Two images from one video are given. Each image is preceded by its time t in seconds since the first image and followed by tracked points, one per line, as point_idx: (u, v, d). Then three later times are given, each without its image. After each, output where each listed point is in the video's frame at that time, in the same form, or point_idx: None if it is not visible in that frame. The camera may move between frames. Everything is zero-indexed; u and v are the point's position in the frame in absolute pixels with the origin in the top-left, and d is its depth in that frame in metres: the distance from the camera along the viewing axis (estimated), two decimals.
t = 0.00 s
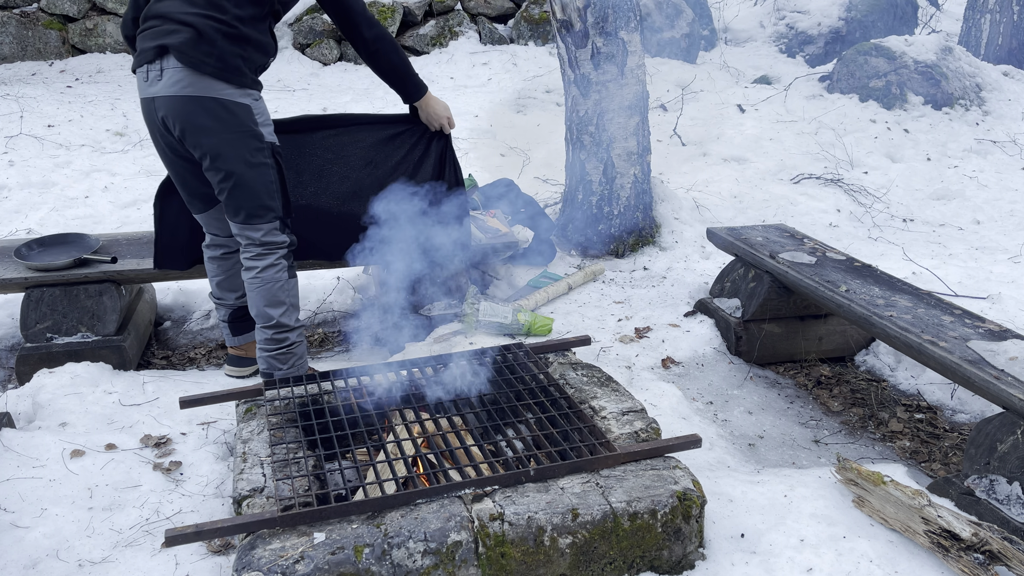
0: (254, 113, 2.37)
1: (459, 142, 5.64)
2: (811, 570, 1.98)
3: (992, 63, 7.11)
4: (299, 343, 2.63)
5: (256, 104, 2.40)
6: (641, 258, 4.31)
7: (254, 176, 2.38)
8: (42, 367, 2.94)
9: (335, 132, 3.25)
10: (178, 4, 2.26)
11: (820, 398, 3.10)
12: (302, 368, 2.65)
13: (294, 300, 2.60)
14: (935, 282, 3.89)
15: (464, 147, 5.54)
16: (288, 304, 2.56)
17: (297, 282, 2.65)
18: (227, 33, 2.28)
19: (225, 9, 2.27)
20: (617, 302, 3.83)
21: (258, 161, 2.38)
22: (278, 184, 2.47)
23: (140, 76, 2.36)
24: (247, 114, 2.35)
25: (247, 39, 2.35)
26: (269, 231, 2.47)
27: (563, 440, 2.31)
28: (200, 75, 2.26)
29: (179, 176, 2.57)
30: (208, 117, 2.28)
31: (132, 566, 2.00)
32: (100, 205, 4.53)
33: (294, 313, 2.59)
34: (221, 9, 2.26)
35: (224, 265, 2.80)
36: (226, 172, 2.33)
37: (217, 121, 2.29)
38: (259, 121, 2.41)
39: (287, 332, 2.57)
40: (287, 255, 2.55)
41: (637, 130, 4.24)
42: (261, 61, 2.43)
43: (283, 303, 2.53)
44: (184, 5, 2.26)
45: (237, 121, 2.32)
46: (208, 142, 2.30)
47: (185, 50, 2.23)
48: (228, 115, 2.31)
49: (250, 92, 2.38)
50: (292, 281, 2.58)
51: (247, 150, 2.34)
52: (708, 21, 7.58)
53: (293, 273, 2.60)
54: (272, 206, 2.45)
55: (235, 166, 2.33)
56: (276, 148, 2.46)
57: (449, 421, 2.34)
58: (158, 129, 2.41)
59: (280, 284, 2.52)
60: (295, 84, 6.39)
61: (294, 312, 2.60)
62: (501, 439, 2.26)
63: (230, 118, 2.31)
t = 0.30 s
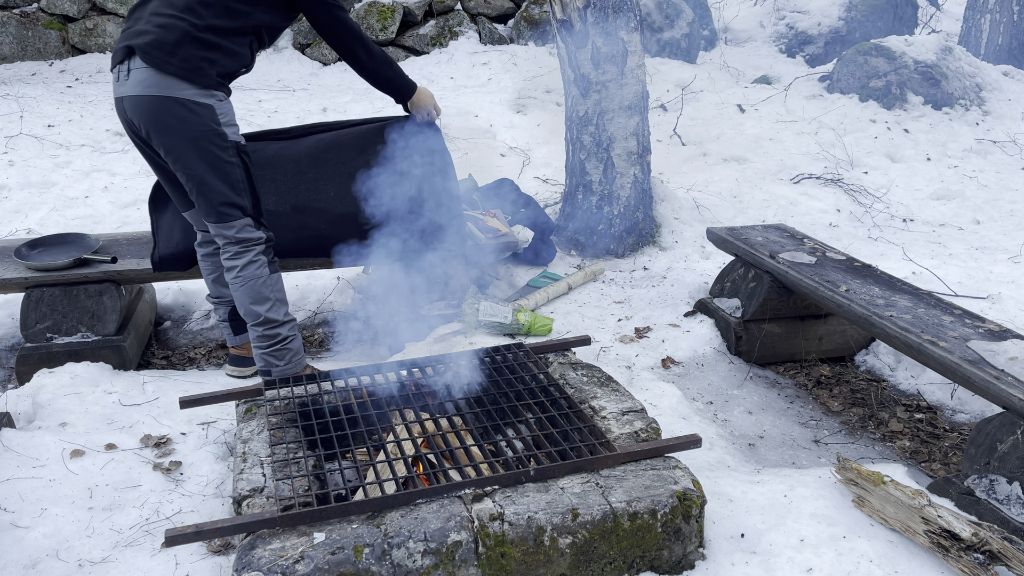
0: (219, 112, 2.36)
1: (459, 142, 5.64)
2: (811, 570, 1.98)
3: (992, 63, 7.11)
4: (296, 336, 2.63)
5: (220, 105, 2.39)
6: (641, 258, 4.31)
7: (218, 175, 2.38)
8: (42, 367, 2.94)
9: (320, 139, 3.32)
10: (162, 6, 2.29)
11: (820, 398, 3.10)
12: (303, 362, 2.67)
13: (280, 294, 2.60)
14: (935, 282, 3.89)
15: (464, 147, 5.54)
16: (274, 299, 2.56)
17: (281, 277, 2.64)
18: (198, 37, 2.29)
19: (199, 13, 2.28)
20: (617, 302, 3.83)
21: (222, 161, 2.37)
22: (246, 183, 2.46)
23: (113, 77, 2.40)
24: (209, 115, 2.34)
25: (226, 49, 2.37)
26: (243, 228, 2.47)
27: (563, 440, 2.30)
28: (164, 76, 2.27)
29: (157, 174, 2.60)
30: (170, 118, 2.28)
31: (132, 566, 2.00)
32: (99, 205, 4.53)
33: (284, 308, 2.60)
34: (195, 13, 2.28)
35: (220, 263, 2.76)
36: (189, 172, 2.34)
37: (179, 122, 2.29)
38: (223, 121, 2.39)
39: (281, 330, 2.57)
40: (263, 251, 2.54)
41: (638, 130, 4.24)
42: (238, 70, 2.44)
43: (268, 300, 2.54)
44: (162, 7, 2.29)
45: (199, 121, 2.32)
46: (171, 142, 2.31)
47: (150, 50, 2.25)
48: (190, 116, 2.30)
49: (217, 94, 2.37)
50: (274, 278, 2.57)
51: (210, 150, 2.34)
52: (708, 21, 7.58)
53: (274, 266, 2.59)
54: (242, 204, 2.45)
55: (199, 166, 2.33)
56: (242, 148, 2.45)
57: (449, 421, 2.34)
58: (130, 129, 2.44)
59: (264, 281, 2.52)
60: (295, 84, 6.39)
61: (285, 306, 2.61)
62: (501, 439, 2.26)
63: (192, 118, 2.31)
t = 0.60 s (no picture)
0: (203, 109, 2.34)
1: (459, 142, 5.64)
2: (811, 570, 1.98)
3: (992, 63, 7.11)
4: (290, 329, 2.64)
5: (206, 102, 2.36)
6: (641, 258, 4.31)
7: (207, 172, 2.37)
8: (42, 367, 2.94)
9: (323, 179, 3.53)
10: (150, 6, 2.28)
11: (820, 398, 3.10)
12: (300, 355, 2.69)
13: (275, 288, 2.59)
14: (935, 282, 3.89)
15: (464, 147, 5.54)
16: (267, 293, 2.56)
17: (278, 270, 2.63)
18: (181, 34, 2.27)
19: (183, 11, 2.26)
20: (617, 302, 3.83)
21: (209, 158, 2.36)
22: (237, 178, 2.44)
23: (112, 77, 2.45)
24: (193, 112, 2.33)
25: (211, 46, 2.34)
26: (236, 222, 2.46)
27: (563, 440, 2.30)
28: (150, 75, 2.28)
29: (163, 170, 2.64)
30: (155, 117, 2.30)
31: (132, 566, 2.00)
32: (100, 205, 4.53)
33: (278, 301, 2.60)
34: (177, 11, 2.26)
35: (220, 261, 2.72)
36: (179, 170, 2.36)
37: (164, 121, 2.30)
38: (208, 117, 2.36)
39: (275, 323, 2.59)
40: (258, 244, 2.52)
41: (638, 130, 4.24)
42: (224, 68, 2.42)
43: (260, 293, 2.54)
44: (149, 7, 2.28)
45: (183, 119, 2.31)
46: (160, 141, 2.33)
47: (136, 50, 2.26)
48: (175, 114, 2.30)
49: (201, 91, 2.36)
50: (269, 271, 2.56)
51: (195, 148, 2.34)
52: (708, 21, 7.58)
53: (271, 260, 2.57)
54: (232, 199, 2.44)
55: (186, 164, 2.34)
56: (231, 143, 2.41)
57: (449, 421, 2.34)
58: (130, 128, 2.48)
59: (258, 275, 2.52)
60: (296, 84, 6.39)
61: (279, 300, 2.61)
62: (501, 439, 2.26)
63: (176, 116, 2.31)
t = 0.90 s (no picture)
0: (182, 110, 2.35)
1: (459, 142, 5.64)
2: (811, 570, 1.98)
3: (992, 63, 7.11)
4: (263, 330, 2.66)
5: (186, 104, 2.36)
6: (641, 258, 4.31)
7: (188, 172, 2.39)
8: (42, 367, 2.94)
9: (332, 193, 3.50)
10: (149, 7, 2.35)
11: (820, 398, 3.10)
12: (271, 352, 2.72)
13: (251, 294, 2.58)
14: (935, 282, 3.89)
15: (464, 147, 5.54)
16: (241, 297, 2.56)
17: (259, 276, 2.60)
18: (166, 35, 2.30)
19: (170, 12, 2.29)
20: (617, 302, 3.83)
21: (188, 158, 2.37)
22: (220, 179, 2.42)
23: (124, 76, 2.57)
24: (173, 113, 2.35)
25: (201, 49, 2.34)
26: (216, 223, 2.46)
27: (563, 440, 2.30)
28: (134, 75, 2.34)
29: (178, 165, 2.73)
30: (138, 117, 2.35)
31: (132, 566, 2.00)
32: (100, 205, 4.53)
33: (253, 305, 2.60)
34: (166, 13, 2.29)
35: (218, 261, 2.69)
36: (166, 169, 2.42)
37: (146, 121, 2.35)
38: (188, 119, 2.36)
39: (247, 325, 2.61)
40: (235, 251, 2.51)
41: (638, 130, 4.24)
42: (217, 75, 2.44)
43: (233, 296, 2.55)
44: (148, 7, 2.35)
45: (162, 120, 2.34)
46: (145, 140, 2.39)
47: (126, 49, 2.34)
48: (155, 114, 2.34)
49: (184, 92, 2.36)
50: (244, 279, 2.54)
51: (175, 148, 2.36)
52: (708, 21, 7.58)
53: (250, 268, 2.55)
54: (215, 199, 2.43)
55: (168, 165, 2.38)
56: (213, 143, 2.40)
57: (449, 421, 2.34)
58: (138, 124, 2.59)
59: (233, 282, 2.53)
60: (296, 84, 6.39)
61: (255, 305, 2.61)
62: (501, 439, 2.26)
63: (156, 117, 2.35)
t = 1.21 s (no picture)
0: (173, 116, 2.42)
1: (459, 142, 5.64)
2: (811, 570, 1.99)
3: (992, 63, 7.11)
4: (263, 331, 2.67)
5: (178, 109, 2.42)
6: (641, 258, 4.31)
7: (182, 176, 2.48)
8: (42, 368, 2.94)
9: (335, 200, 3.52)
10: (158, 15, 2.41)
11: (820, 398, 3.10)
12: (272, 353, 2.73)
13: (251, 294, 2.60)
14: (935, 282, 3.89)
15: (464, 147, 5.54)
16: (240, 299, 2.58)
17: (258, 275, 2.61)
18: (165, 44, 2.35)
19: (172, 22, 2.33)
20: (617, 302, 3.83)
21: (182, 163, 2.46)
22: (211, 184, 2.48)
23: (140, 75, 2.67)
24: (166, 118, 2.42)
25: (197, 60, 2.37)
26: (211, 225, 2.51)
27: (563, 440, 2.30)
28: (135, 80, 2.43)
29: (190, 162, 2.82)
30: (137, 121, 2.46)
31: (132, 566, 2.00)
32: (100, 205, 4.53)
33: (253, 306, 2.62)
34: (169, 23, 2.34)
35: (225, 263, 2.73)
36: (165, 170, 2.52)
37: (144, 125, 2.45)
38: (180, 124, 2.43)
39: (247, 326, 2.62)
40: (233, 253, 2.53)
41: (638, 130, 4.24)
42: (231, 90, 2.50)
43: (232, 298, 2.57)
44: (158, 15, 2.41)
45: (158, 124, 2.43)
46: (145, 143, 2.49)
47: (131, 53, 2.43)
48: (152, 119, 2.42)
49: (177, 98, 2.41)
50: (242, 280, 2.56)
51: (170, 152, 2.45)
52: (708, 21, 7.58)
53: (250, 268, 2.56)
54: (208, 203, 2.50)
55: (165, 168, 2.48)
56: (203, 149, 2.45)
57: (448, 421, 2.34)
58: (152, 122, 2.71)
59: (232, 283, 2.54)
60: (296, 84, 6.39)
61: (254, 305, 2.62)
62: (501, 439, 2.26)
63: (153, 122, 2.43)
